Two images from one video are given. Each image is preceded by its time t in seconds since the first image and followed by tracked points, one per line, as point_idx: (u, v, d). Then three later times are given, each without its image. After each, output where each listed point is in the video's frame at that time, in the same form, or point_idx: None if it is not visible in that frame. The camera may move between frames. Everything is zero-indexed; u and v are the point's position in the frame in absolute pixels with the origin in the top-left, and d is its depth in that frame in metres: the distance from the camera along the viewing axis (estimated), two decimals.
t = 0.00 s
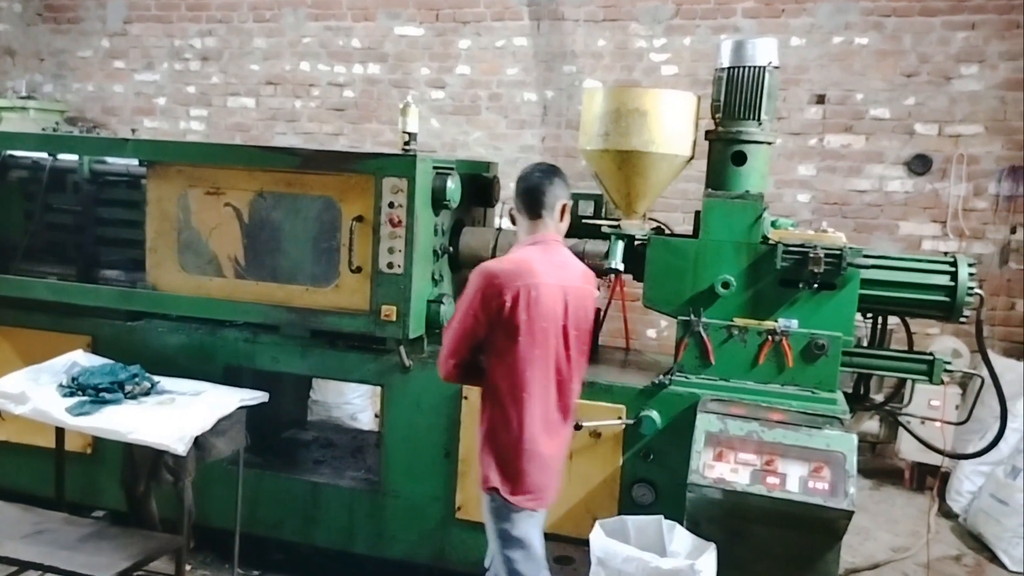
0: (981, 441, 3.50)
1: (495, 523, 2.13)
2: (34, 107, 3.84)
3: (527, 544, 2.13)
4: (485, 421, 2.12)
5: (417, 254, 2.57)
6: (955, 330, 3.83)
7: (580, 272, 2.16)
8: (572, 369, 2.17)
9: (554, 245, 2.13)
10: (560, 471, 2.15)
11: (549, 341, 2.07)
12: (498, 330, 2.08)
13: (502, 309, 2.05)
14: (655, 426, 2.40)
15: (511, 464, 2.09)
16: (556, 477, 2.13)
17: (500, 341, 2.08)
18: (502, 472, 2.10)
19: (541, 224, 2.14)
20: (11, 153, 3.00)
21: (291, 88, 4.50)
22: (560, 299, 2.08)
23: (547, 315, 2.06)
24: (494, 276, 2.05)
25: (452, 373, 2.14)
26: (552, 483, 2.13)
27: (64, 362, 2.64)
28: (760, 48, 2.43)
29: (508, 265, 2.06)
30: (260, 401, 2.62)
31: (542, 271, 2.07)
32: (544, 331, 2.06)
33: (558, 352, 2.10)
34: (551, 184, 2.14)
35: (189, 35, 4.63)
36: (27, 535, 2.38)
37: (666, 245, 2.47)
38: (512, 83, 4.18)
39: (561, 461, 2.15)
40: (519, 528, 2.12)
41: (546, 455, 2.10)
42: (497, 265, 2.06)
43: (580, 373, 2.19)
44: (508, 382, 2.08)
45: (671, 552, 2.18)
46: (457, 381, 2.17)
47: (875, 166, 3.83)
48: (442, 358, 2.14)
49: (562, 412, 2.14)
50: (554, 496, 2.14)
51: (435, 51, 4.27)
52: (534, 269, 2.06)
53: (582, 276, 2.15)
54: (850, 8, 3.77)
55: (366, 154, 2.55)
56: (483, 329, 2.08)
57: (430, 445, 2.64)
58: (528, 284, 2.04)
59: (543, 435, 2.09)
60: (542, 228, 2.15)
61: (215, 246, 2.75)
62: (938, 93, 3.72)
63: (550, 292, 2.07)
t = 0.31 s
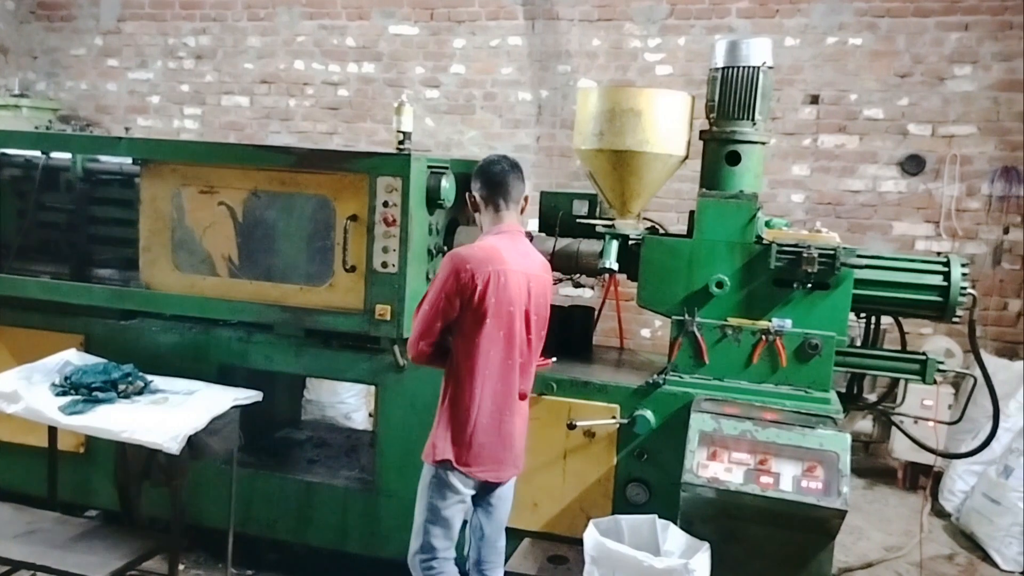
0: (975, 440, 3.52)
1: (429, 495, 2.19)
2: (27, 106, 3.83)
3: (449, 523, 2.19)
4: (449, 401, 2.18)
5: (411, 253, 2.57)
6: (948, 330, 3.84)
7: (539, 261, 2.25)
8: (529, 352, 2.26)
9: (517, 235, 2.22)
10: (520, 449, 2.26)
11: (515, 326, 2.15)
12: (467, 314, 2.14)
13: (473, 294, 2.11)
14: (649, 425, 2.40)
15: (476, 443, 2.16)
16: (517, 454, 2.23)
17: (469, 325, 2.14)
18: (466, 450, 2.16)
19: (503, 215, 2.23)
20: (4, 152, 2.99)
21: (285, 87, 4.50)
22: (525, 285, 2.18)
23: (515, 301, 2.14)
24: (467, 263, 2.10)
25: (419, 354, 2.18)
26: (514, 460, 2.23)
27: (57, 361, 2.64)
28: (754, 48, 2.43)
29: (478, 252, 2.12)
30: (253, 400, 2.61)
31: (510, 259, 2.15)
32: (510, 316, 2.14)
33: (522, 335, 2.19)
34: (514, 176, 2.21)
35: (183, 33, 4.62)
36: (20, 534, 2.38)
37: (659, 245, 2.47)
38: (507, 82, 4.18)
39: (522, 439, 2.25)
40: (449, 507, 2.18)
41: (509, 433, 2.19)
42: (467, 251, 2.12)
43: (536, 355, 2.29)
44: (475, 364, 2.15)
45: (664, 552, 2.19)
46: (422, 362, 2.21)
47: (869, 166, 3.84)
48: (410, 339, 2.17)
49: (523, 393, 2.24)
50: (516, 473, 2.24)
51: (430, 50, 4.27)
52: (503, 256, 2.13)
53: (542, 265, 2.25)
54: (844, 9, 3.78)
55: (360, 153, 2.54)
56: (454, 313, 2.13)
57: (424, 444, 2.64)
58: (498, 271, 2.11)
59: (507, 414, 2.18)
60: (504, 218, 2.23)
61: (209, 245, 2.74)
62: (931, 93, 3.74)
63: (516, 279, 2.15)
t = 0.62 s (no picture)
0: (975, 442, 3.48)
1: (397, 482, 2.24)
2: (28, 107, 3.84)
3: (413, 508, 2.23)
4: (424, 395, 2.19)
5: (412, 255, 2.57)
6: (948, 332, 3.85)
7: (517, 259, 2.26)
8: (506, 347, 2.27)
9: (495, 233, 2.22)
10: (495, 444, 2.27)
11: (491, 321, 2.17)
12: (445, 310, 2.15)
13: (449, 291, 2.13)
14: (648, 427, 2.43)
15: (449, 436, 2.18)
16: (492, 448, 2.25)
17: (446, 321, 2.16)
18: (445, 444, 2.18)
19: (481, 217, 2.21)
20: (5, 153, 2.98)
21: (286, 89, 4.50)
22: (501, 283, 2.18)
23: (490, 299, 2.15)
24: (444, 261, 2.11)
25: (397, 350, 2.19)
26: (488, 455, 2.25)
27: (57, 361, 2.64)
28: (754, 51, 2.44)
29: (455, 249, 2.13)
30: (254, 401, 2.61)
31: (486, 256, 2.15)
32: (486, 312, 2.15)
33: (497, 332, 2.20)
34: (490, 176, 2.21)
35: (183, 35, 4.62)
36: (19, 535, 2.38)
37: (659, 247, 2.47)
38: (507, 84, 4.19)
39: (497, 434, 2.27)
40: (414, 493, 2.22)
41: (485, 427, 2.22)
42: (445, 249, 2.13)
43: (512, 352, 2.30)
44: (452, 358, 2.16)
45: (663, 552, 2.20)
46: (400, 357, 2.22)
47: (868, 168, 3.84)
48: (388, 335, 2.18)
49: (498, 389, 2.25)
50: (491, 467, 2.26)
51: (430, 52, 4.27)
52: (480, 253, 2.14)
53: (519, 263, 2.26)
54: (844, 12, 3.79)
55: (361, 155, 2.55)
56: (431, 309, 2.15)
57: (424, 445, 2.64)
58: (474, 268, 2.12)
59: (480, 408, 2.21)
60: (482, 218, 2.22)
61: (209, 247, 2.75)
62: (931, 96, 3.74)
63: (493, 276, 2.16)
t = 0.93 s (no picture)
0: (979, 442, 3.52)
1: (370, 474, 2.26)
2: (32, 105, 3.86)
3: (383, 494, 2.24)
4: (390, 389, 2.22)
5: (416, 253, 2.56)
6: (953, 331, 3.83)
7: (484, 253, 2.26)
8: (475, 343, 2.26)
9: (459, 229, 2.22)
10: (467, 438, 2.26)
11: (451, 315, 2.17)
12: (406, 304, 2.18)
13: (405, 283, 2.15)
14: (654, 426, 2.40)
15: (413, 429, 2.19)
16: (463, 443, 2.23)
17: (407, 315, 2.18)
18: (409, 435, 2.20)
19: (449, 213, 2.22)
20: (9, 151, 2.99)
21: (290, 87, 4.50)
22: (462, 275, 2.19)
23: (448, 291, 2.16)
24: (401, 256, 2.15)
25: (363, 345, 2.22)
26: (459, 449, 2.23)
27: (61, 360, 2.64)
28: (760, 48, 2.43)
29: (412, 243, 2.16)
30: (258, 399, 2.60)
31: (445, 251, 2.16)
32: (445, 305, 2.16)
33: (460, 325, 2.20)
34: (460, 172, 2.21)
35: (188, 32, 4.62)
36: (24, 532, 2.38)
37: (665, 245, 2.47)
38: (511, 82, 4.18)
39: (469, 429, 2.25)
40: (385, 482, 2.23)
41: (452, 421, 2.20)
42: (403, 244, 2.16)
43: (483, 347, 2.30)
44: (412, 352, 2.18)
45: (669, 551, 2.19)
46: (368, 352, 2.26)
47: (874, 166, 3.83)
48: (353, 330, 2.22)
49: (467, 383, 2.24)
50: (459, 463, 2.23)
51: (434, 49, 4.27)
52: (437, 247, 2.16)
53: (486, 256, 2.25)
54: (849, 9, 3.77)
55: (365, 153, 2.55)
56: (392, 303, 2.18)
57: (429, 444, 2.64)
58: (430, 262, 2.14)
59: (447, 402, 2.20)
60: (449, 215, 2.23)
61: (214, 244, 2.75)
62: (937, 94, 3.73)
63: (452, 271, 2.17)
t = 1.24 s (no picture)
0: (994, 439, 3.47)
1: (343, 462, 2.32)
2: (47, 101, 3.90)
3: (355, 487, 2.31)
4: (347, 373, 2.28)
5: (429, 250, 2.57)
6: (968, 328, 3.81)
7: (437, 240, 2.25)
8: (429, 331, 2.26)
9: (409, 219, 2.23)
10: (422, 424, 2.28)
11: (395, 302, 2.19)
12: (355, 291, 2.23)
13: (352, 271, 2.21)
14: (667, 423, 2.41)
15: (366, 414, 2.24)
16: (412, 427, 2.25)
17: (356, 302, 2.24)
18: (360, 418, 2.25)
19: (399, 201, 2.24)
20: (25, 147, 3.01)
21: (302, 83, 4.50)
22: (407, 263, 2.20)
23: (391, 279, 2.18)
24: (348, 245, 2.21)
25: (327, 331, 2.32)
26: (411, 433, 2.26)
27: (76, 355, 2.65)
28: (774, 43, 2.41)
29: (359, 234, 2.22)
30: (272, 394, 2.61)
31: (388, 240, 2.19)
32: (388, 292, 2.18)
33: (408, 312, 2.22)
34: (408, 160, 2.25)
35: (200, 29, 4.63)
36: (39, 527, 2.39)
37: (678, 242, 2.46)
38: (523, 77, 4.17)
39: (421, 415, 2.27)
40: (360, 468, 2.30)
41: (400, 405, 2.23)
42: (351, 235, 2.22)
43: (441, 335, 2.29)
44: (360, 338, 2.23)
45: (682, 547, 2.20)
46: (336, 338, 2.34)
47: (888, 162, 3.81)
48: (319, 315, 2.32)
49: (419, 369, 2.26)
50: (409, 446, 2.26)
51: (446, 45, 4.26)
52: (380, 237, 2.19)
53: (439, 243, 2.25)
54: (864, 4, 3.75)
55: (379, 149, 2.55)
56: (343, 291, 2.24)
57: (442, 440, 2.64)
58: (372, 251, 2.18)
59: (395, 387, 2.23)
60: (400, 204, 2.25)
61: (227, 240, 2.77)
62: (952, 89, 3.70)
63: (395, 259, 2.18)
